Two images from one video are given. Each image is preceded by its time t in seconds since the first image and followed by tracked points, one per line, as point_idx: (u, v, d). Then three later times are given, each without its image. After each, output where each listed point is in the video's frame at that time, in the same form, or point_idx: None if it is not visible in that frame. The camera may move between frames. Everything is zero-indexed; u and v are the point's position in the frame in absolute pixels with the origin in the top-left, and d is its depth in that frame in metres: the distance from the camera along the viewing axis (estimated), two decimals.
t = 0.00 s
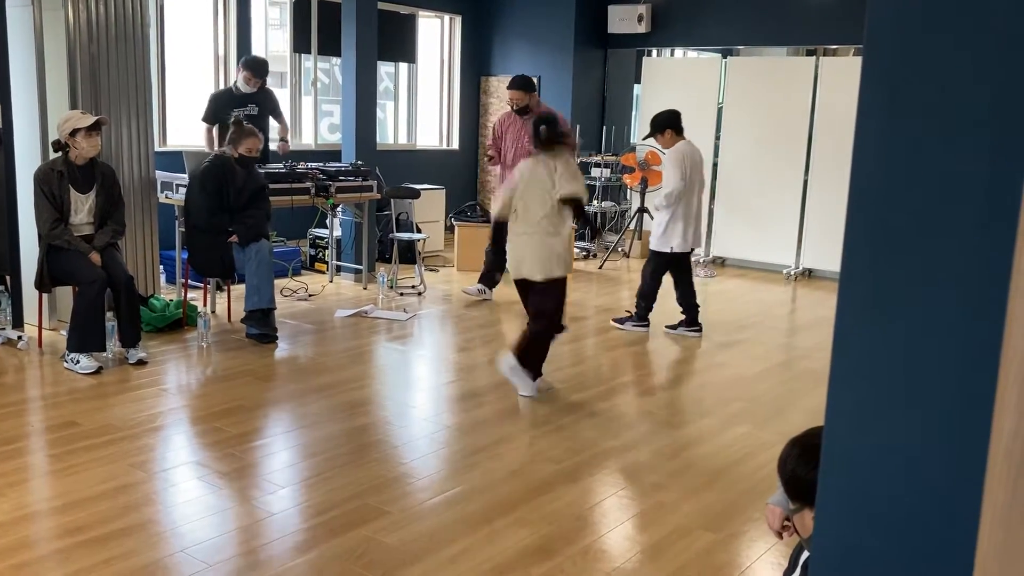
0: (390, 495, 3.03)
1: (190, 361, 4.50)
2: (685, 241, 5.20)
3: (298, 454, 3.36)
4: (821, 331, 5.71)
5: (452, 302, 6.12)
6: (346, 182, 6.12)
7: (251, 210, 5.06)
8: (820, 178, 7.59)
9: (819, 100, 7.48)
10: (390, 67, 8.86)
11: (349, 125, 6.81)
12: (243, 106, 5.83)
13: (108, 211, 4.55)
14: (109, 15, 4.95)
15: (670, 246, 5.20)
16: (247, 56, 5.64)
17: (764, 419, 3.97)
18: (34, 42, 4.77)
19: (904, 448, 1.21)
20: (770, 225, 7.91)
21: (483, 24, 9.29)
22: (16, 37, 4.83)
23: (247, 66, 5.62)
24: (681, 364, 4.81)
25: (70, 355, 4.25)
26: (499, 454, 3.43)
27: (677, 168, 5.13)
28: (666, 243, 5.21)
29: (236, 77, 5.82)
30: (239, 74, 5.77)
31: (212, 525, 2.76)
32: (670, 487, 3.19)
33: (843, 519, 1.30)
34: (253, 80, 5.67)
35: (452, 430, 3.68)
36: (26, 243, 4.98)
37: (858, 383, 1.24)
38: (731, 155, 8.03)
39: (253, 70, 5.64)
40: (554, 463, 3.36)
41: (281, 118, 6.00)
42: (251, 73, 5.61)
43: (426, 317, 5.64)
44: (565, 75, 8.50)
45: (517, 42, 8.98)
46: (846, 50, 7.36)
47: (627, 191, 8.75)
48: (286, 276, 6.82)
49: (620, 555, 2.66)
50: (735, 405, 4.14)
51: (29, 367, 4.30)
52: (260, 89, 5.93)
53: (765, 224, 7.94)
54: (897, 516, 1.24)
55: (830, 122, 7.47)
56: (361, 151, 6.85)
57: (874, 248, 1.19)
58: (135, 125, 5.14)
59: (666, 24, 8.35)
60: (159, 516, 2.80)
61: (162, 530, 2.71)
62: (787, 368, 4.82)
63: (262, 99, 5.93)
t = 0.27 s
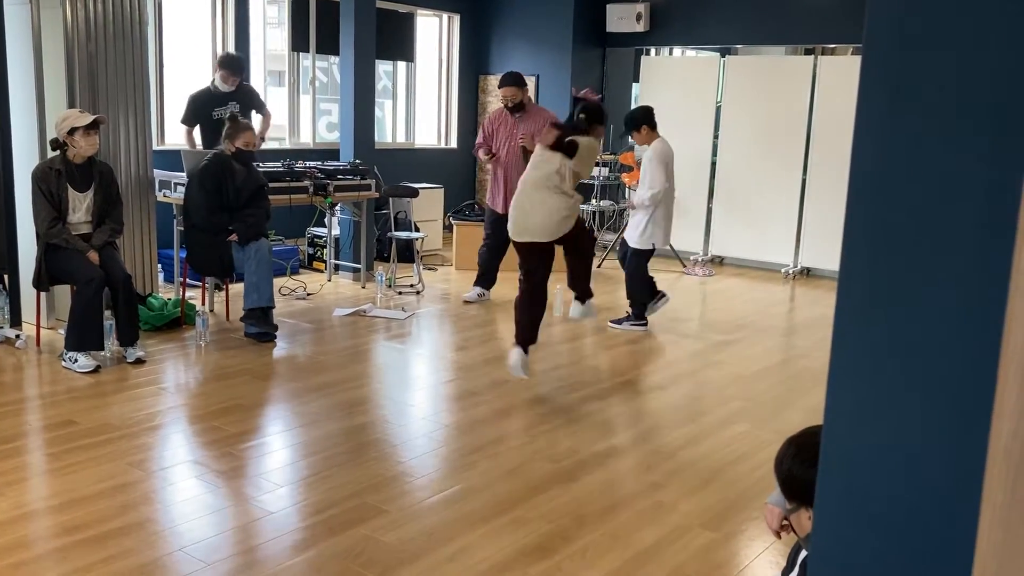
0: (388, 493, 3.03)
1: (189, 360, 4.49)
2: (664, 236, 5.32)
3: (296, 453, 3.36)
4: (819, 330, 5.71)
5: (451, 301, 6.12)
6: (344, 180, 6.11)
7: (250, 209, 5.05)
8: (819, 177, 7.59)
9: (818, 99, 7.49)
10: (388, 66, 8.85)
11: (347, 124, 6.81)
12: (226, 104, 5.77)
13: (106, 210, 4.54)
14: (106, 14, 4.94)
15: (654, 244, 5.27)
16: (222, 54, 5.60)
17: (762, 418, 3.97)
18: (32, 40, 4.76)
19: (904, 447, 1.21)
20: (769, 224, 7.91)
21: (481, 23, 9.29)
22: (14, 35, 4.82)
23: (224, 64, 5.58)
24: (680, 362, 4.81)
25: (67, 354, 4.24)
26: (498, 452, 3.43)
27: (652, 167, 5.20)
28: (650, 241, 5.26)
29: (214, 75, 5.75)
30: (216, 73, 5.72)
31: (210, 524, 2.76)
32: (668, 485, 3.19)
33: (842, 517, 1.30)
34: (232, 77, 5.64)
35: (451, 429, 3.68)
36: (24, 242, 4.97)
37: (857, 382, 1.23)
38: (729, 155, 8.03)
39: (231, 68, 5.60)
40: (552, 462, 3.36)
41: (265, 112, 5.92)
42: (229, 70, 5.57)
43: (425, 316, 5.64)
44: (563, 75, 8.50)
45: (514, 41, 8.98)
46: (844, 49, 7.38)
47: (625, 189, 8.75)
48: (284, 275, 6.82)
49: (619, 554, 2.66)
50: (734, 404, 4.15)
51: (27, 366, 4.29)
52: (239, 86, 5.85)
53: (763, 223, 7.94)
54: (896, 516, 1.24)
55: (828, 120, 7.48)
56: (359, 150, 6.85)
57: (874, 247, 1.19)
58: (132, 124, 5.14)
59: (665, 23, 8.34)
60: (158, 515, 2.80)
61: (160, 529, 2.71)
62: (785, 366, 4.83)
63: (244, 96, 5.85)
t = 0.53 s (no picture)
0: (387, 493, 3.03)
1: (187, 359, 4.49)
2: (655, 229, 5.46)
3: (295, 452, 3.36)
4: (818, 329, 5.72)
5: (449, 300, 6.12)
6: (343, 179, 6.11)
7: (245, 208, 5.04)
8: (818, 177, 7.59)
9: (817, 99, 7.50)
10: (387, 64, 8.85)
11: (347, 123, 6.81)
12: (215, 103, 5.76)
13: (104, 209, 4.53)
14: (105, 13, 4.94)
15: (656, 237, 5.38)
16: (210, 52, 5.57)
17: (762, 417, 3.97)
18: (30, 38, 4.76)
19: (903, 446, 1.21)
20: (768, 224, 7.91)
21: (480, 22, 9.28)
22: (12, 34, 4.82)
23: (212, 63, 5.55)
24: (679, 362, 4.81)
25: (66, 353, 4.24)
26: (497, 452, 3.43)
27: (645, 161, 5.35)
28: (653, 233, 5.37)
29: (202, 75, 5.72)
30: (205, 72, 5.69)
31: (208, 523, 2.76)
32: (668, 485, 3.19)
33: (841, 516, 1.29)
34: (221, 77, 5.61)
35: (450, 428, 3.68)
36: (23, 241, 4.97)
37: (856, 382, 1.23)
38: (728, 154, 8.02)
39: (220, 67, 5.57)
40: (551, 461, 3.36)
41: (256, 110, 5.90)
42: (218, 70, 5.55)
43: (424, 315, 5.64)
44: (562, 74, 8.51)
45: (513, 40, 8.97)
46: (843, 49, 7.40)
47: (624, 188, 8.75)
48: (282, 273, 6.82)
49: (619, 554, 2.66)
50: (733, 403, 4.15)
51: (26, 365, 4.29)
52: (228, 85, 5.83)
53: (762, 222, 7.94)
54: (896, 515, 1.24)
55: (828, 120, 7.48)
56: (358, 149, 6.84)
57: (873, 246, 1.18)
58: (131, 122, 5.13)
59: (664, 22, 8.34)
60: (156, 514, 2.80)
61: (159, 528, 2.71)
62: (785, 366, 4.83)
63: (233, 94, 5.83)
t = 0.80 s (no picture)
0: (386, 491, 3.03)
1: (186, 358, 4.49)
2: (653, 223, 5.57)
3: (294, 451, 3.36)
4: (817, 328, 5.72)
5: (448, 299, 6.12)
6: (342, 178, 6.11)
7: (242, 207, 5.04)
8: (817, 175, 7.59)
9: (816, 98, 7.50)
10: (386, 63, 8.85)
11: (346, 121, 6.80)
12: (212, 102, 5.75)
13: (103, 208, 4.53)
14: (104, 11, 4.93)
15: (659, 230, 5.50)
16: (204, 53, 5.58)
17: (760, 415, 3.98)
18: (29, 37, 4.75)
19: (902, 444, 1.21)
20: (767, 222, 7.91)
21: (480, 21, 9.28)
22: (11, 31, 4.81)
23: (207, 63, 5.56)
24: (677, 361, 4.81)
25: (65, 352, 4.24)
26: (496, 450, 3.43)
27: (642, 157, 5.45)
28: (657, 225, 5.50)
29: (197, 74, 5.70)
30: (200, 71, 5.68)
31: (206, 522, 2.76)
32: (666, 483, 3.19)
33: (838, 514, 1.30)
34: (217, 77, 5.62)
35: (449, 427, 3.68)
36: (22, 239, 4.96)
37: (854, 380, 1.23)
38: (727, 152, 8.03)
39: (214, 67, 5.58)
40: (550, 460, 3.36)
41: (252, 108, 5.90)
42: (213, 69, 5.55)
43: (423, 314, 5.64)
44: (561, 72, 8.51)
45: (512, 38, 8.97)
46: (842, 47, 7.43)
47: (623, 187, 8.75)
48: (281, 272, 6.82)
49: (617, 552, 2.66)
50: (732, 402, 4.15)
51: (25, 364, 4.29)
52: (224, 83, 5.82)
53: (761, 221, 7.94)
54: (894, 514, 1.24)
55: (826, 120, 7.48)
56: (357, 148, 6.84)
57: (871, 246, 1.18)
58: (130, 121, 5.13)
59: (663, 20, 8.34)
60: (155, 513, 2.80)
61: (158, 527, 2.71)
62: (784, 364, 4.83)
63: (228, 92, 5.82)
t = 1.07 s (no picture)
0: (385, 490, 3.03)
1: (185, 357, 4.49)
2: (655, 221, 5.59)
3: (293, 450, 3.36)
4: (816, 327, 5.72)
5: (447, 298, 6.12)
6: (341, 177, 6.11)
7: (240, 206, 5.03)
8: (816, 174, 7.60)
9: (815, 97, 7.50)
10: (386, 62, 8.85)
11: (345, 120, 6.80)
12: (210, 101, 5.75)
13: (102, 207, 4.53)
14: (103, 10, 4.93)
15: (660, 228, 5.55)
16: (201, 53, 5.58)
17: (759, 415, 3.98)
18: (28, 35, 4.75)
19: (900, 444, 1.21)
20: (766, 222, 7.91)
21: (479, 20, 9.27)
22: (9, 30, 4.80)
23: (202, 63, 5.56)
24: (676, 360, 4.81)
25: (63, 351, 4.23)
26: (494, 449, 3.44)
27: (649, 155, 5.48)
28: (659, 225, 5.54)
29: (194, 74, 5.72)
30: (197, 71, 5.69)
31: (205, 521, 2.76)
32: (665, 482, 3.19)
33: (836, 514, 1.30)
34: (213, 77, 5.63)
35: (447, 426, 3.68)
36: (21, 238, 4.96)
37: (852, 380, 1.23)
38: (727, 151, 8.03)
39: (210, 67, 5.58)
40: (548, 459, 3.36)
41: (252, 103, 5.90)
42: (208, 69, 5.56)
43: (422, 313, 5.64)
44: (561, 71, 8.50)
45: (511, 37, 8.97)
46: (841, 46, 7.41)
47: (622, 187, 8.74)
48: (280, 271, 6.82)
49: (616, 551, 2.66)
50: (731, 401, 4.15)
51: (23, 363, 4.29)
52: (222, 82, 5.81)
53: (760, 220, 7.94)
54: (891, 513, 1.24)
55: (825, 119, 7.48)
56: (356, 147, 6.84)
57: (870, 245, 1.18)
58: (129, 120, 5.12)
59: (662, 19, 8.34)
60: (153, 512, 2.80)
61: (156, 526, 2.71)
62: (783, 363, 4.84)
63: (227, 90, 5.80)
